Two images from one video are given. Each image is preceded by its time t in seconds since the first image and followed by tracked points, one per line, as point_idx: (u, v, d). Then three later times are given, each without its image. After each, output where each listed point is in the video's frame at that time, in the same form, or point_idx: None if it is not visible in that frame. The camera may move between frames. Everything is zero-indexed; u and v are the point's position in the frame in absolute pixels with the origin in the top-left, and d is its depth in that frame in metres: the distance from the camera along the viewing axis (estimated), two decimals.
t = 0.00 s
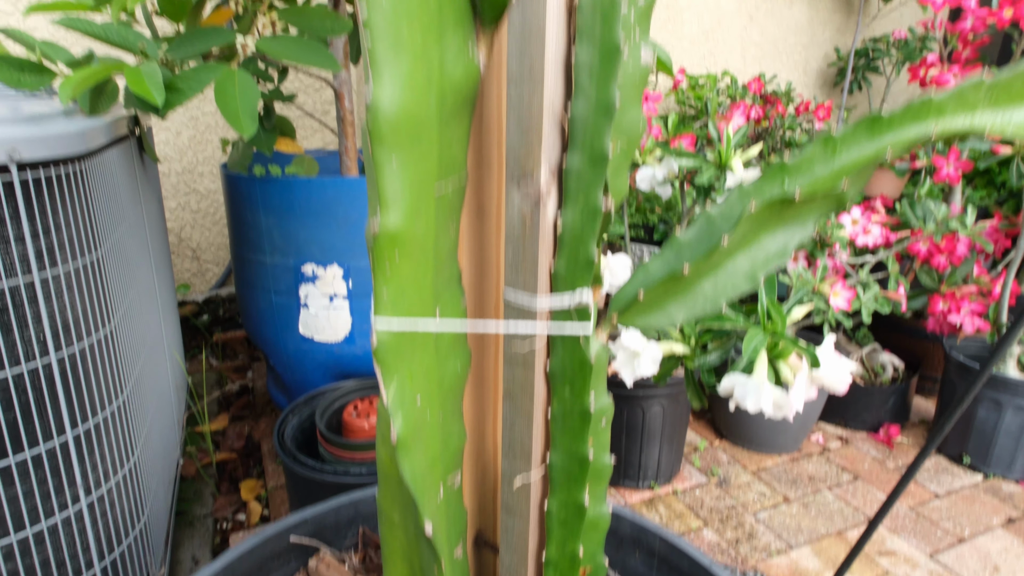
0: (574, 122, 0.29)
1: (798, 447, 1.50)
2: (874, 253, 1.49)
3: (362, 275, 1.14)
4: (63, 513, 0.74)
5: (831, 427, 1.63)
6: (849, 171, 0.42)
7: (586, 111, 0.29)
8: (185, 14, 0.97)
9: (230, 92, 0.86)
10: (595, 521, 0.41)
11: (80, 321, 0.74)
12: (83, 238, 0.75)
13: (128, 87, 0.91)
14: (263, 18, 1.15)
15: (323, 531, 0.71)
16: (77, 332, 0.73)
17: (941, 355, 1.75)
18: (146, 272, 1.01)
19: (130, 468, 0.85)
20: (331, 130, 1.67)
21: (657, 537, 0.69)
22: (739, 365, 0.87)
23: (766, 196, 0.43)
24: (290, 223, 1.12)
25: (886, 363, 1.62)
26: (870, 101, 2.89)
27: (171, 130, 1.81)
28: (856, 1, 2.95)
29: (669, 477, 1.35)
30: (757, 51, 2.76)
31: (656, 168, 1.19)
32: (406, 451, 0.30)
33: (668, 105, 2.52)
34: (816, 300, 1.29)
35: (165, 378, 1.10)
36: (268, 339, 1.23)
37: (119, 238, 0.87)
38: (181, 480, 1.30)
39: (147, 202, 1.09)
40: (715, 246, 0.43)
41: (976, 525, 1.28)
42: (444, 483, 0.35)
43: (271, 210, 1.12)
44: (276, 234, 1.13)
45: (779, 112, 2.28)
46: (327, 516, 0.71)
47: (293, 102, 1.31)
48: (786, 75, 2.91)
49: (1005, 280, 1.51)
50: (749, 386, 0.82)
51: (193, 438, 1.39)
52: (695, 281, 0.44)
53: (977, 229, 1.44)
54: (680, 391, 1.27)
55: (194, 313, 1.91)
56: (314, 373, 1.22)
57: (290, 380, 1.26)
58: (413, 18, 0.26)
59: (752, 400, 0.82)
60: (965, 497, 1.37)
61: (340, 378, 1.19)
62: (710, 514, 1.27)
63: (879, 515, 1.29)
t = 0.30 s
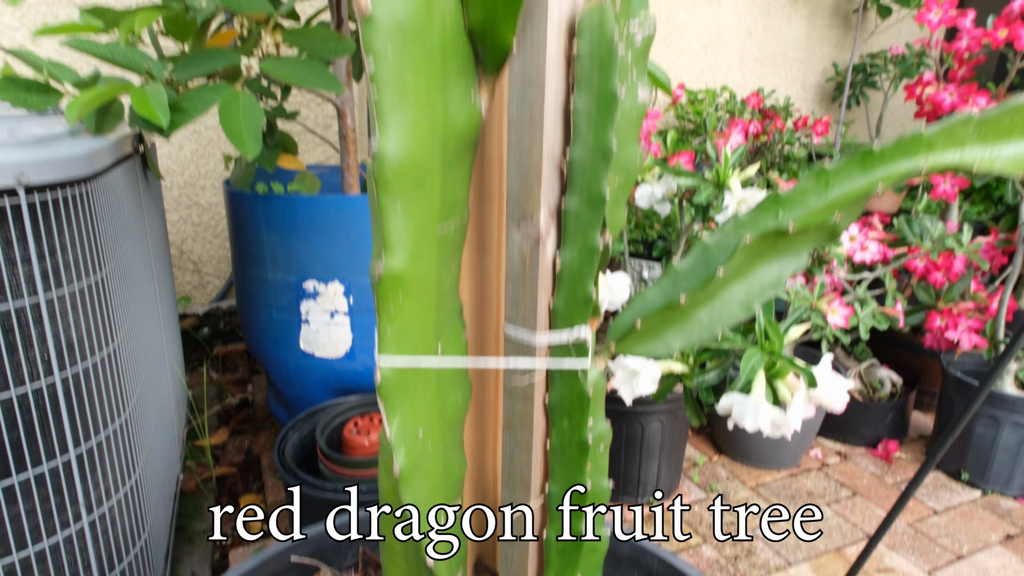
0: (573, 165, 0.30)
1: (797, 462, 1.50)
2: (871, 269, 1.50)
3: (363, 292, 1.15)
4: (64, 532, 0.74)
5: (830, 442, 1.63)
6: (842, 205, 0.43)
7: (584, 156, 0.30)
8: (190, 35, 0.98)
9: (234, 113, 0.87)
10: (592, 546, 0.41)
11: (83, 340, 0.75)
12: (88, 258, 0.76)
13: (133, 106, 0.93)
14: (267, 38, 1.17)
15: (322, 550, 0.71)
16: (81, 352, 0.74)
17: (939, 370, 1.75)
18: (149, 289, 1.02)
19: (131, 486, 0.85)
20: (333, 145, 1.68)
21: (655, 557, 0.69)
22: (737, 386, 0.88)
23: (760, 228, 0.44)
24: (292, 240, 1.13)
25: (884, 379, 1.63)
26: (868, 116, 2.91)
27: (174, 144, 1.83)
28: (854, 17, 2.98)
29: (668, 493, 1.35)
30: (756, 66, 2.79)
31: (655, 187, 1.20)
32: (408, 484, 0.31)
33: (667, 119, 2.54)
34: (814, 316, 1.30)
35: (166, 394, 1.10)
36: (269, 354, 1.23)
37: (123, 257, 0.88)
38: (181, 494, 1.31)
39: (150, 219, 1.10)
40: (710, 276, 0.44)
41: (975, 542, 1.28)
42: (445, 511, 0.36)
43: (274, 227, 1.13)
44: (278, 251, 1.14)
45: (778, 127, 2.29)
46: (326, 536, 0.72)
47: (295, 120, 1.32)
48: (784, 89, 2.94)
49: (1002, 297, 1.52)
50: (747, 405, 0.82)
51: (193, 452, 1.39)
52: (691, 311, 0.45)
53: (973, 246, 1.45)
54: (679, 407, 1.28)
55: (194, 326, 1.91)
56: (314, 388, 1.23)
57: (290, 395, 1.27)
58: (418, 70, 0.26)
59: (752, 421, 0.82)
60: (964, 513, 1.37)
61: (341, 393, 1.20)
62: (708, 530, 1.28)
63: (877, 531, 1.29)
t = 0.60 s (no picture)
0: (572, 190, 0.31)
1: (796, 471, 1.50)
2: (869, 279, 1.50)
3: (364, 302, 1.16)
4: (65, 544, 0.74)
5: (829, 451, 1.63)
6: (838, 223, 0.44)
7: (583, 181, 0.30)
8: (193, 48, 0.99)
9: (235, 126, 0.88)
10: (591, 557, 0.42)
11: (85, 353, 0.75)
12: (90, 271, 0.76)
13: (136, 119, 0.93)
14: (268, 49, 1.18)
15: (323, 563, 0.72)
16: (82, 364, 0.74)
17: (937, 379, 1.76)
18: (150, 299, 1.03)
19: (131, 497, 0.86)
20: (333, 154, 1.69)
21: (653, 570, 0.69)
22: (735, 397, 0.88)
23: (756, 246, 0.45)
24: (293, 251, 1.13)
25: (883, 388, 1.63)
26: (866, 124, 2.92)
27: (175, 153, 1.83)
28: (851, 27, 3.00)
29: (668, 502, 1.35)
30: (755, 74, 2.80)
31: (654, 197, 1.21)
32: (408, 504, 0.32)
33: (667, 128, 2.55)
34: (812, 326, 1.30)
35: (167, 405, 1.11)
36: (269, 364, 1.23)
37: (125, 269, 0.88)
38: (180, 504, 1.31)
39: (152, 230, 1.11)
40: (708, 293, 0.45)
41: (974, 551, 1.28)
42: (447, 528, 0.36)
43: (275, 237, 1.13)
44: (279, 261, 1.14)
45: (777, 136, 2.31)
46: (327, 548, 0.72)
47: (296, 131, 1.33)
48: (783, 98, 2.95)
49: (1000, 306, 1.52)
50: (746, 416, 0.82)
51: (193, 461, 1.39)
52: (689, 327, 0.46)
53: (971, 256, 1.45)
54: (678, 417, 1.28)
55: (195, 335, 1.92)
56: (315, 398, 1.23)
57: (290, 405, 1.27)
58: (419, 99, 0.27)
59: (751, 431, 0.82)
60: (963, 522, 1.37)
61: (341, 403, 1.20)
62: (708, 540, 1.28)
63: (877, 541, 1.29)
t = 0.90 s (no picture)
0: (571, 226, 0.31)
1: (795, 485, 1.50)
2: (867, 292, 1.51)
3: (364, 316, 1.16)
4: (66, 561, 0.75)
5: (828, 464, 1.63)
6: (832, 250, 0.45)
7: (581, 217, 0.31)
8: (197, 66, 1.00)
9: (239, 145, 0.89)
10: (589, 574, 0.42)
11: (88, 371, 0.76)
12: (94, 289, 0.77)
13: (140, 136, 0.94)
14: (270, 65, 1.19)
15: None
16: (86, 382, 0.75)
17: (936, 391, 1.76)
18: (152, 315, 1.03)
19: (132, 514, 0.86)
20: (334, 167, 1.70)
21: None
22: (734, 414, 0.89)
23: (753, 272, 0.45)
24: (294, 266, 1.14)
25: (882, 401, 1.64)
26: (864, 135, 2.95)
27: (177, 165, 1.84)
28: (848, 40, 3.03)
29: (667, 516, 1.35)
30: (752, 87, 2.82)
31: (653, 212, 1.22)
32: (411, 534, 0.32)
33: (666, 140, 2.56)
34: (810, 340, 1.31)
35: (168, 420, 1.11)
36: (270, 378, 1.24)
37: (128, 287, 0.89)
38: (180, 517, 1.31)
39: (154, 245, 1.12)
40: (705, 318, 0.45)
41: (974, 566, 1.28)
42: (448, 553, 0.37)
43: (276, 252, 1.14)
44: (280, 276, 1.15)
45: (775, 148, 2.32)
46: (328, 566, 0.72)
47: (298, 146, 1.34)
48: (781, 110, 2.97)
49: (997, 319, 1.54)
50: (744, 433, 0.83)
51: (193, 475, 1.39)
52: (687, 352, 0.46)
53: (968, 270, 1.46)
54: (677, 430, 1.28)
55: (195, 346, 1.92)
56: (315, 412, 1.23)
57: (291, 418, 1.27)
58: (422, 140, 0.28)
59: (754, 447, 0.82)
60: (962, 536, 1.37)
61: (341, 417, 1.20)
62: (707, 554, 1.28)
63: (876, 555, 1.29)
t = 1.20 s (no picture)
0: (571, 256, 0.32)
1: (795, 496, 1.50)
2: (866, 304, 1.51)
3: (365, 329, 1.17)
4: None
5: (828, 475, 1.63)
6: (827, 273, 0.46)
7: (581, 248, 0.32)
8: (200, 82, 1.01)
9: (242, 161, 0.90)
10: None
11: (92, 387, 0.76)
12: (98, 305, 0.78)
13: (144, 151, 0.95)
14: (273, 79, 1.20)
15: None
16: (89, 398, 0.76)
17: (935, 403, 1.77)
18: (155, 329, 1.04)
19: (135, 528, 0.86)
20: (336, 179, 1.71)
21: None
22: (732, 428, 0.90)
23: (749, 294, 0.46)
24: (295, 278, 1.15)
25: (881, 412, 1.64)
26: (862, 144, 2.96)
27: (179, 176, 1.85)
28: (846, 50, 3.05)
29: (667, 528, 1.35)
30: (751, 97, 2.83)
31: (652, 225, 1.23)
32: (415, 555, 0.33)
33: (665, 150, 2.57)
34: (809, 352, 1.31)
35: (169, 433, 1.11)
36: (271, 390, 1.24)
37: (131, 302, 0.90)
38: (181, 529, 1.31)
39: (157, 258, 1.13)
40: (703, 340, 0.46)
41: None
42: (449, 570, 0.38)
43: (278, 266, 1.15)
44: (282, 289, 1.16)
45: (774, 158, 2.33)
46: None
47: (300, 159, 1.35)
48: (779, 120, 2.99)
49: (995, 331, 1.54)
50: (743, 447, 0.83)
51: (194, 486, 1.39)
52: (683, 373, 0.47)
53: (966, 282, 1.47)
54: (677, 442, 1.29)
55: (196, 356, 1.92)
56: (316, 424, 1.24)
57: (291, 430, 1.28)
58: (426, 176, 0.29)
59: (756, 459, 0.82)
60: (961, 548, 1.37)
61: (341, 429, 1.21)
62: (707, 566, 1.28)
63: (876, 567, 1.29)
